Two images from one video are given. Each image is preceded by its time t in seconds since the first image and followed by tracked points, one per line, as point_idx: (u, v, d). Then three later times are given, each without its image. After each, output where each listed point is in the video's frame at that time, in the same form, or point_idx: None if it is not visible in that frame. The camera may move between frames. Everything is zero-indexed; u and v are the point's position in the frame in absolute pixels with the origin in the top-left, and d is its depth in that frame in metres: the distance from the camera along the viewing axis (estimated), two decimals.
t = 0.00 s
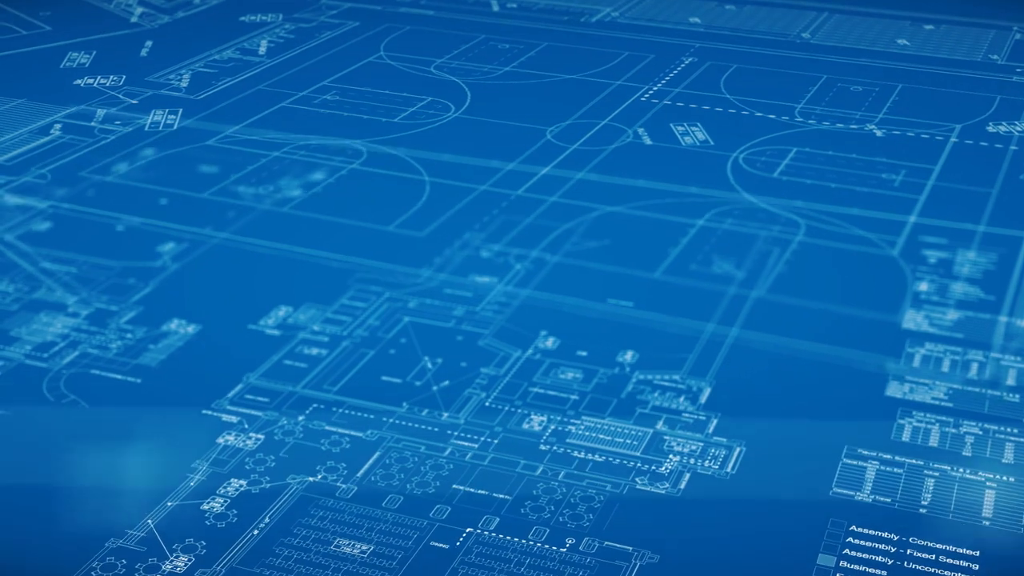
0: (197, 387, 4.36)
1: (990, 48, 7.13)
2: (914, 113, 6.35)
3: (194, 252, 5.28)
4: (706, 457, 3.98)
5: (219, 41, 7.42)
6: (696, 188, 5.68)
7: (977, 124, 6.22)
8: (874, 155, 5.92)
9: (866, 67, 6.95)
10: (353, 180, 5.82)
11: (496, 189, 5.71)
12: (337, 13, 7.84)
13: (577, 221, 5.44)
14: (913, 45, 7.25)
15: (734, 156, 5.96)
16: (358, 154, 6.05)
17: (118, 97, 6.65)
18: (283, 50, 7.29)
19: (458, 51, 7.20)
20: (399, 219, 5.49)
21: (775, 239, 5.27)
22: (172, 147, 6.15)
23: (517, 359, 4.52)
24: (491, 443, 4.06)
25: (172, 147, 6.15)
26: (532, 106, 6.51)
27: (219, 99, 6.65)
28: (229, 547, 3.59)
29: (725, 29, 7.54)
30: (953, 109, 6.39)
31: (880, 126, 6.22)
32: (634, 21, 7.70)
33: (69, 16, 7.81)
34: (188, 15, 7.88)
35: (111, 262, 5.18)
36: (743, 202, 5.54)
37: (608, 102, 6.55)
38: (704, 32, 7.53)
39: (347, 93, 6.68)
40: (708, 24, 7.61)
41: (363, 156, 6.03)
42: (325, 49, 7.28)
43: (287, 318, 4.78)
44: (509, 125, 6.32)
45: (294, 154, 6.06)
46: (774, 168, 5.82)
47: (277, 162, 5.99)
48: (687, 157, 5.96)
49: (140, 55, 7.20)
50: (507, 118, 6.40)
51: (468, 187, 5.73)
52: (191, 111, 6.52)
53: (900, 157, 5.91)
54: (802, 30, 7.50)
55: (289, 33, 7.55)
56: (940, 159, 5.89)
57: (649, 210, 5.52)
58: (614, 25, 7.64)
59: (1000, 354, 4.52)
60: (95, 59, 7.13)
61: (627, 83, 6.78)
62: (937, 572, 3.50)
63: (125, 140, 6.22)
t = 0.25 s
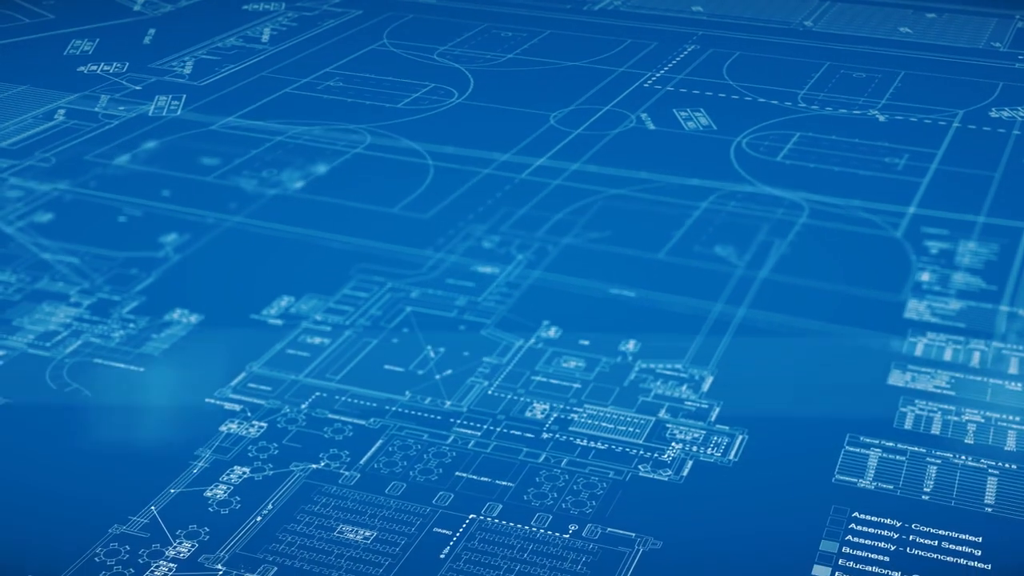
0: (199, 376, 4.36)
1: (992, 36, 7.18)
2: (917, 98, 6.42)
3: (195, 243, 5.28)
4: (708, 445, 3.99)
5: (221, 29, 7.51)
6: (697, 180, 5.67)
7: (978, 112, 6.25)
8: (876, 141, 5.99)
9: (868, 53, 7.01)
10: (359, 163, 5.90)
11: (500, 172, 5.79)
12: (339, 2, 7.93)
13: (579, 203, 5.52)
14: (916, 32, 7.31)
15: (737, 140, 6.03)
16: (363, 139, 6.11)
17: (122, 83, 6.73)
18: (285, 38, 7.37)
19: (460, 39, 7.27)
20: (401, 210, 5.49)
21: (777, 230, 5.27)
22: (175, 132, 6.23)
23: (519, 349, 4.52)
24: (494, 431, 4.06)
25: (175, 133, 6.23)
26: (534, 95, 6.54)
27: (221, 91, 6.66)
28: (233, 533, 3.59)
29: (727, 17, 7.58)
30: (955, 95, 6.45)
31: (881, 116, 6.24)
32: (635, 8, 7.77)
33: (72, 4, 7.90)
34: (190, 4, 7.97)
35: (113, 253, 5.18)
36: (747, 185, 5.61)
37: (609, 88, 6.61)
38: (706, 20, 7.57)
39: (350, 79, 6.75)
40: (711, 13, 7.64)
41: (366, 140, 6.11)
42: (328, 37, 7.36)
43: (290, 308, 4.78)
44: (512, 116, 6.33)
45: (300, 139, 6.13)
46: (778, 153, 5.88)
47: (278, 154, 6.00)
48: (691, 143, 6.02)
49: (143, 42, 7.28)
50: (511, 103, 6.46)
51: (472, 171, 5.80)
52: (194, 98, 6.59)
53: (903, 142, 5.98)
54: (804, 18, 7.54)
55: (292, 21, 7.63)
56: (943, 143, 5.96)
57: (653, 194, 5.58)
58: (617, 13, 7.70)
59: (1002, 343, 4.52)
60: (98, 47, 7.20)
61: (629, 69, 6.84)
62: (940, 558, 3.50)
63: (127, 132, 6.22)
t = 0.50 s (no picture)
0: (202, 364, 4.37)
1: (994, 24, 7.24)
2: (920, 84, 6.49)
3: (197, 234, 5.28)
4: (711, 432, 3.99)
5: (225, 17, 7.59)
6: (698, 172, 5.68)
7: (978, 102, 6.27)
8: (880, 126, 6.05)
9: (871, 41, 7.08)
10: (364, 147, 5.98)
11: (504, 155, 5.87)
12: None
13: (582, 186, 5.60)
14: (919, 20, 7.36)
15: (740, 125, 6.11)
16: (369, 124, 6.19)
17: (126, 70, 6.80)
18: (289, 26, 7.44)
19: (465, 26, 7.35)
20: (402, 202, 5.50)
21: (778, 221, 5.27)
22: (179, 117, 6.30)
23: (522, 338, 4.53)
24: (496, 419, 4.06)
25: (179, 117, 6.30)
26: (536, 86, 6.57)
27: (222, 83, 6.67)
28: (236, 520, 3.59)
29: (730, 5, 7.65)
30: (958, 81, 6.52)
31: (882, 107, 6.25)
32: None
33: None
34: None
35: (115, 244, 5.18)
36: (750, 167, 5.68)
37: (613, 74, 6.69)
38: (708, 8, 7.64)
39: (356, 65, 6.82)
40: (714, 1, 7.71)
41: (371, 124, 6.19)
42: (331, 25, 7.43)
43: (292, 299, 4.79)
44: (513, 108, 6.34)
45: (306, 125, 6.19)
46: (782, 137, 5.95)
47: (280, 146, 6.00)
48: (694, 128, 6.09)
49: (147, 30, 7.36)
50: (517, 89, 6.54)
51: (478, 155, 5.88)
52: (197, 84, 6.67)
53: (906, 126, 6.05)
54: (807, 6, 7.61)
55: (294, 10, 7.71)
56: (946, 127, 6.03)
57: (655, 176, 5.65)
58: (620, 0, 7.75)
59: (1004, 332, 4.52)
60: (102, 35, 7.28)
61: (633, 56, 6.92)
62: (941, 545, 3.51)
63: (128, 124, 6.22)
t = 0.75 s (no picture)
0: (204, 355, 4.36)
1: (997, 13, 7.30)
2: (923, 71, 6.55)
3: (199, 226, 5.28)
4: (713, 421, 3.99)
5: (227, 6, 7.71)
6: (699, 164, 5.68)
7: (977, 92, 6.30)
8: (882, 112, 6.11)
9: (873, 29, 7.15)
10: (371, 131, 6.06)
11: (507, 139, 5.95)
12: None
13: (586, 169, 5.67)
14: (919, 9, 7.43)
15: (743, 111, 6.18)
16: (376, 109, 6.27)
17: (129, 57, 6.90)
18: (291, 15, 7.56)
19: (469, 15, 7.44)
20: (404, 195, 5.51)
21: (780, 212, 5.27)
22: (182, 102, 6.38)
23: (524, 328, 4.53)
24: (499, 408, 4.07)
25: (181, 102, 6.39)
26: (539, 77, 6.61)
27: (224, 76, 6.69)
28: (238, 507, 3.60)
29: None
30: (961, 68, 6.58)
31: (883, 97, 6.27)
32: None
33: None
34: None
35: (118, 235, 5.18)
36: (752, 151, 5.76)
37: (616, 62, 6.78)
38: None
39: (361, 53, 6.90)
40: None
41: (375, 110, 6.27)
42: (334, 15, 7.54)
43: (294, 289, 4.79)
44: (514, 100, 6.36)
45: (312, 111, 6.27)
46: (785, 121, 6.04)
47: (282, 139, 6.01)
48: (696, 115, 6.16)
49: (149, 18, 7.47)
50: (521, 76, 6.62)
51: (482, 139, 5.96)
52: (199, 71, 6.76)
53: (908, 112, 6.11)
54: None
55: None
56: (948, 113, 6.10)
57: (657, 161, 5.72)
58: None
59: (1007, 322, 4.52)
60: (105, 23, 7.39)
61: (636, 44, 7.00)
62: (944, 532, 3.51)
63: (130, 117, 6.23)
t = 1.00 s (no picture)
0: (206, 352, 4.32)
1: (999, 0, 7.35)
2: (926, 57, 6.62)
3: (201, 218, 5.28)
4: (715, 410, 4.00)
5: None
6: (699, 155, 5.69)
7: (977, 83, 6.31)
8: (886, 97, 6.17)
9: (875, 15, 7.21)
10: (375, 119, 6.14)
11: (509, 126, 6.03)
12: None
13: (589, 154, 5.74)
14: None
15: (746, 97, 6.25)
16: (378, 97, 6.35)
17: (131, 45, 7.02)
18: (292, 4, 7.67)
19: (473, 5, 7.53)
20: (406, 187, 5.51)
21: (782, 204, 5.27)
22: (185, 89, 6.47)
23: (526, 319, 4.53)
24: (501, 397, 4.07)
25: (185, 89, 6.48)
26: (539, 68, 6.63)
27: (226, 70, 6.70)
28: (242, 495, 3.60)
29: None
30: (963, 54, 6.65)
31: (884, 88, 6.28)
32: None
33: None
34: None
35: (120, 227, 5.19)
36: (756, 136, 5.83)
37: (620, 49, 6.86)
38: None
39: (366, 41, 6.99)
40: None
41: (379, 97, 6.36)
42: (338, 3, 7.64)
43: (296, 280, 4.79)
44: (515, 93, 6.37)
45: (316, 99, 6.35)
46: (787, 108, 6.10)
47: (283, 133, 6.02)
48: (699, 100, 6.23)
49: (151, 7, 7.59)
50: (526, 63, 6.70)
51: (484, 126, 6.04)
52: (202, 58, 6.86)
53: (911, 97, 6.17)
54: None
55: None
56: (952, 98, 6.16)
57: (660, 147, 5.78)
58: None
59: (1009, 313, 4.52)
60: (107, 11, 7.51)
61: (639, 32, 7.08)
62: (947, 518, 3.52)
63: (133, 111, 6.24)
